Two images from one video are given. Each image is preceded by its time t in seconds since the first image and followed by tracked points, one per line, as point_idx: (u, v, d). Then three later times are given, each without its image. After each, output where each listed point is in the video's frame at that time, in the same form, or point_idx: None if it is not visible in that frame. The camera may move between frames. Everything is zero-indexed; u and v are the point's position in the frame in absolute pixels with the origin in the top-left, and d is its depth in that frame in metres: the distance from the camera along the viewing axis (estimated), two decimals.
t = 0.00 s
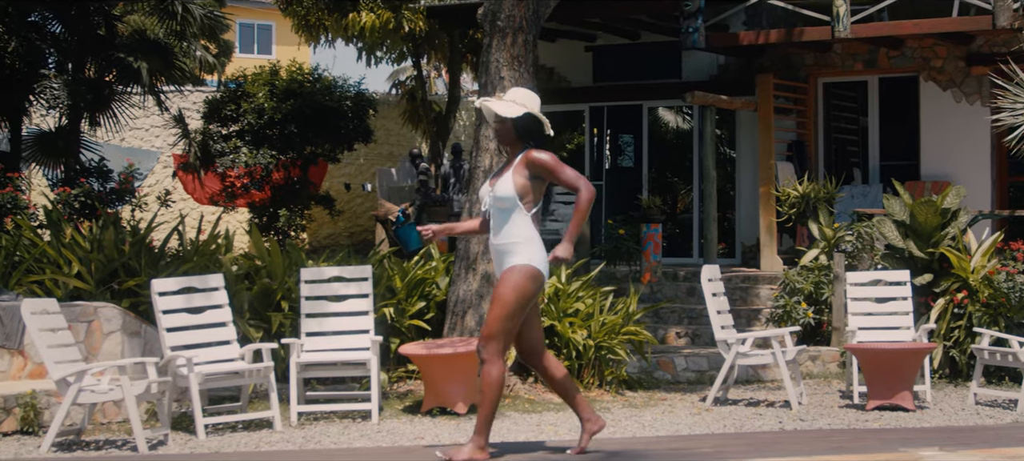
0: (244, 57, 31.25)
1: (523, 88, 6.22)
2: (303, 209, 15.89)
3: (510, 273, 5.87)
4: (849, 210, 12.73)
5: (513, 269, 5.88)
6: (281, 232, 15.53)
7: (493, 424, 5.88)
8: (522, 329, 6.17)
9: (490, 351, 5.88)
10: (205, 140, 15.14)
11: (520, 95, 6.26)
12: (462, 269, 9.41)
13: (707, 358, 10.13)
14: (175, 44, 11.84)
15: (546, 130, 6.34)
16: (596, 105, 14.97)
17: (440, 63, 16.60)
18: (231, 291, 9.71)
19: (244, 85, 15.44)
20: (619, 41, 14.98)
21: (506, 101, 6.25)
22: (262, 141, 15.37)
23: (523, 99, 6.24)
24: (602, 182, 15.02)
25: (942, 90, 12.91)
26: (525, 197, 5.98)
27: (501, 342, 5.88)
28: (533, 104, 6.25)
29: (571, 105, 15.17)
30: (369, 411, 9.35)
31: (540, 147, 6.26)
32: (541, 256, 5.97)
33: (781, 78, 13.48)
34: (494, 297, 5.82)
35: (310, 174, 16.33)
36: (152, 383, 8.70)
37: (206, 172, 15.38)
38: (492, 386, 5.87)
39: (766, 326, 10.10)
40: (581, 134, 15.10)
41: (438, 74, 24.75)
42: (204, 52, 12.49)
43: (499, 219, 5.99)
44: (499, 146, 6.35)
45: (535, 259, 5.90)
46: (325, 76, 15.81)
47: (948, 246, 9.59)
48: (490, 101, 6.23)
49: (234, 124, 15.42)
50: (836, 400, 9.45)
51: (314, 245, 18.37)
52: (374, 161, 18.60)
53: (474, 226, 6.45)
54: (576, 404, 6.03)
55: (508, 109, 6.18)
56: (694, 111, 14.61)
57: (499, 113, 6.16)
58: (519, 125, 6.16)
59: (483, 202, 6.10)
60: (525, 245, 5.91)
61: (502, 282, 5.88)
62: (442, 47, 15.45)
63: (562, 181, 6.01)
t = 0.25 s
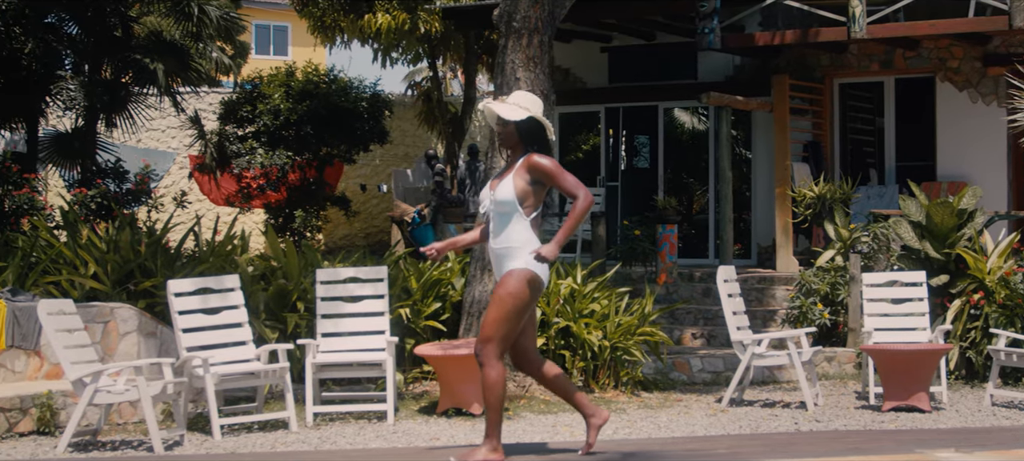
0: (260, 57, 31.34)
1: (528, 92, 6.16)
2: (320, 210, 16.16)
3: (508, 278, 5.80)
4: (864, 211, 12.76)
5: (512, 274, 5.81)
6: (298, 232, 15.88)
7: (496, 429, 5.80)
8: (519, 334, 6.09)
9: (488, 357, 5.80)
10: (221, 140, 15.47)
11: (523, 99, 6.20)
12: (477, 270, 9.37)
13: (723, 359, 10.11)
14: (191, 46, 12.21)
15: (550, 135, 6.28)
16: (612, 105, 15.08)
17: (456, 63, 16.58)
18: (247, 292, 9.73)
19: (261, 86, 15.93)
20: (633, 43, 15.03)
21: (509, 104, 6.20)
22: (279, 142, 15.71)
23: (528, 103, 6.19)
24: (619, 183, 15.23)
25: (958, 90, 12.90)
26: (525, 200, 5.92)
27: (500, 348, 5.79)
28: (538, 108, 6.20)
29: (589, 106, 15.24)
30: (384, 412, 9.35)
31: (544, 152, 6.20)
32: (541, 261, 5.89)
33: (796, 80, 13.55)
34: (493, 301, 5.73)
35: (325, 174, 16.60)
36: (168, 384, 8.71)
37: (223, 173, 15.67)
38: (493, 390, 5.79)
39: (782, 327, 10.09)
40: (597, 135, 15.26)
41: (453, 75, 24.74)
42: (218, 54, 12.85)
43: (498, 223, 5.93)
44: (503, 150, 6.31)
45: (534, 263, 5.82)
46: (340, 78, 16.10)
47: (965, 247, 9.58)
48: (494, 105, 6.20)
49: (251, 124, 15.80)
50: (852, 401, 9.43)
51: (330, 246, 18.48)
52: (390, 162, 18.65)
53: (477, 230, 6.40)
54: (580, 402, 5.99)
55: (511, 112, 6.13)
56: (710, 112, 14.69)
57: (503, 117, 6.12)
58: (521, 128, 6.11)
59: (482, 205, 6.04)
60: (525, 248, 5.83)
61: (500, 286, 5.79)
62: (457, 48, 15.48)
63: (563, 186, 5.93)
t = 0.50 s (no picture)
0: (275, 59, 31.40)
1: (530, 96, 6.29)
2: (336, 212, 16.28)
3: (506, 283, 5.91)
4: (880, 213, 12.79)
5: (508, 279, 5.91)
6: (313, 233, 15.96)
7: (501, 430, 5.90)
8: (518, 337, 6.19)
9: (490, 361, 5.91)
10: (237, 142, 15.55)
11: (526, 103, 6.33)
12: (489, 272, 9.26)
13: (738, 361, 10.11)
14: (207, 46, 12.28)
15: (552, 140, 6.37)
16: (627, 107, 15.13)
17: (473, 64, 16.54)
18: (262, 293, 9.73)
19: (276, 87, 15.87)
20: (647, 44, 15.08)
21: (511, 108, 6.32)
22: (294, 144, 15.75)
23: (530, 107, 6.30)
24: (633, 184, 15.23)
25: (974, 92, 12.94)
26: (524, 206, 6.01)
27: (501, 352, 5.91)
28: (539, 112, 6.32)
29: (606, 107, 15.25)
30: (400, 413, 9.36)
31: (545, 156, 6.29)
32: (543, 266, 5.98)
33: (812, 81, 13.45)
34: (494, 304, 5.84)
35: (341, 175, 16.67)
36: (183, 385, 8.72)
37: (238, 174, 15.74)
38: (495, 391, 5.90)
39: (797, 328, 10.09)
40: (612, 137, 15.30)
41: (468, 76, 24.75)
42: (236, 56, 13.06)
43: (498, 229, 6.04)
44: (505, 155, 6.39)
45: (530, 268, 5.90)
46: (355, 78, 16.03)
47: (980, 249, 9.57)
48: (495, 108, 6.32)
49: (267, 125, 15.84)
50: (868, 403, 9.42)
51: (345, 247, 18.51)
52: (406, 163, 18.92)
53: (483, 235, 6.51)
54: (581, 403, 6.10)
55: (513, 116, 6.24)
56: (725, 113, 14.66)
57: (506, 121, 6.22)
58: (524, 132, 6.20)
59: (483, 210, 6.14)
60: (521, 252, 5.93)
61: (500, 291, 5.89)
62: (473, 49, 15.50)
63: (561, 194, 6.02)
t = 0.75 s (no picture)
0: (290, 58, 31.50)
1: (532, 97, 6.34)
2: (352, 210, 16.28)
3: (510, 284, 5.99)
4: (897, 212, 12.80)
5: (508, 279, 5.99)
6: (330, 233, 15.97)
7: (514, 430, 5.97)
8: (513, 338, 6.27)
9: (499, 364, 5.97)
10: (254, 141, 15.65)
11: (529, 104, 6.38)
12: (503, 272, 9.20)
13: (755, 360, 10.13)
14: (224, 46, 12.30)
15: (554, 141, 6.41)
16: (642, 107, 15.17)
17: (490, 63, 16.51)
18: (279, 292, 9.74)
19: (292, 87, 16.09)
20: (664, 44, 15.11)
21: (514, 109, 6.36)
22: (310, 143, 15.84)
23: (532, 108, 6.35)
24: (649, 184, 15.27)
25: (990, 91, 12.98)
26: (523, 208, 6.07)
27: (509, 354, 5.98)
28: (542, 113, 6.36)
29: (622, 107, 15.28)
30: (416, 412, 9.36)
31: (548, 157, 6.33)
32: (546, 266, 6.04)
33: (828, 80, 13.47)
34: (500, 308, 5.90)
35: (357, 174, 16.78)
36: (200, 384, 8.73)
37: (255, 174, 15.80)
38: (505, 391, 5.97)
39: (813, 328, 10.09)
40: (629, 136, 15.34)
41: (483, 75, 24.77)
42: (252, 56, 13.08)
43: (498, 230, 6.13)
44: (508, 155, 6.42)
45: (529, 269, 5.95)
46: (372, 79, 16.37)
47: (997, 249, 9.54)
48: (497, 109, 6.37)
49: (283, 125, 15.95)
50: (884, 403, 9.41)
51: (362, 246, 18.57)
52: (423, 162, 19.02)
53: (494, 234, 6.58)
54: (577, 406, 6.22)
55: (517, 117, 6.27)
56: (742, 113, 14.74)
57: (509, 122, 6.26)
58: (527, 133, 6.23)
59: (488, 211, 6.23)
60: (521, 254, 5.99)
61: (505, 294, 5.96)
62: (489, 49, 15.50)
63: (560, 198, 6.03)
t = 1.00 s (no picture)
0: (307, 54, 31.61)
1: (535, 93, 6.34)
2: (369, 206, 16.35)
3: (515, 280, 5.99)
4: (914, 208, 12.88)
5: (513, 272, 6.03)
6: (348, 228, 16.05)
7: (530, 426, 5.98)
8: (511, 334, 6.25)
9: (511, 362, 5.96)
10: (270, 137, 15.78)
11: (532, 99, 6.37)
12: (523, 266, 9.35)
13: (771, 356, 10.15)
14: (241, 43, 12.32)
15: (557, 136, 6.45)
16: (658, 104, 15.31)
17: (506, 60, 16.49)
18: (295, 288, 9.76)
19: (309, 83, 16.17)
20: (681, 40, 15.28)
21: (516, 104, 6.34)
22: (327, 139, 15.95)
23: (535, 103, 6.36)
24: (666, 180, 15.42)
25: (1008, 87, 12.92)
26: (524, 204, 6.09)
27: (520, 351, 5.98)
28: (545, 108, 6.38)
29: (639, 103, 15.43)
30: (432, 408, 9.38)
31: (551, 152, 6.37)
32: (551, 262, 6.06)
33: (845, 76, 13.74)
34: (511, 304, 5.88)
35: (375, 171, 16.98)
36: (217, 379, 8.75)
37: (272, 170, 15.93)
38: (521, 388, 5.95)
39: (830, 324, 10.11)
40: (646, 132, 15.50)
41: (500, 71, 24.80)
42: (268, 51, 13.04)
43: (500, 224, 6.17)
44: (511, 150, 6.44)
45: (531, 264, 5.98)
46: (389, 74, 16.51)
47: (1014, 245, 9.47)
48: (499, 105, 6.33)
49: (300, 121, 16.08)
50: (901, 399, 9.40)
51: (379, 241, 18.71)
52: (439, 158, 19.06)
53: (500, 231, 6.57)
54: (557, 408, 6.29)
55: (520, 113, 6.26)
56: (758, 109, 14.89)
57: (512, 118, 6.25)
58: (531, 129, 6.26)
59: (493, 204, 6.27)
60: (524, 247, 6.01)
61: (515, 290, 5.94)
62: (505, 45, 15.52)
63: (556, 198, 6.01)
